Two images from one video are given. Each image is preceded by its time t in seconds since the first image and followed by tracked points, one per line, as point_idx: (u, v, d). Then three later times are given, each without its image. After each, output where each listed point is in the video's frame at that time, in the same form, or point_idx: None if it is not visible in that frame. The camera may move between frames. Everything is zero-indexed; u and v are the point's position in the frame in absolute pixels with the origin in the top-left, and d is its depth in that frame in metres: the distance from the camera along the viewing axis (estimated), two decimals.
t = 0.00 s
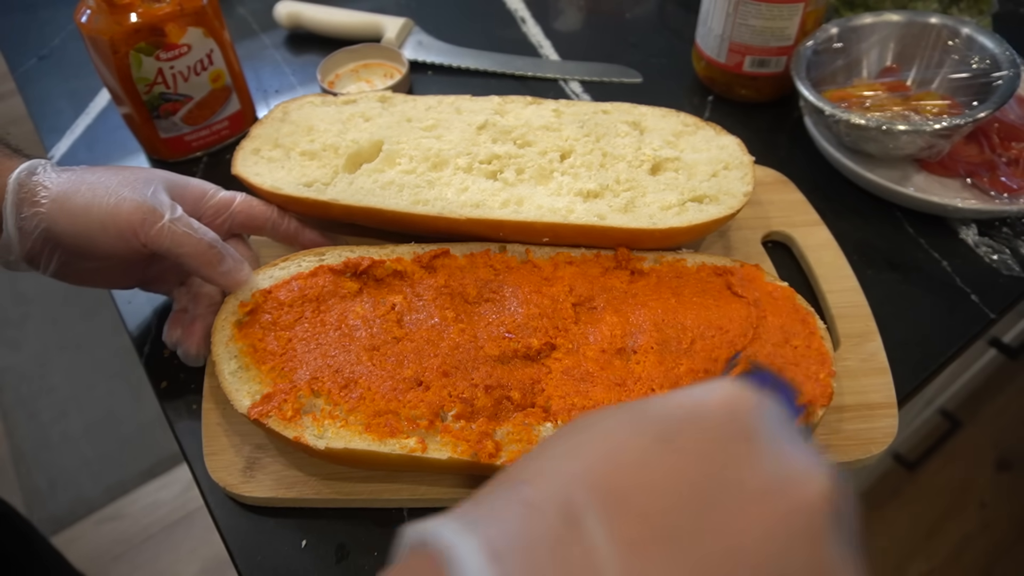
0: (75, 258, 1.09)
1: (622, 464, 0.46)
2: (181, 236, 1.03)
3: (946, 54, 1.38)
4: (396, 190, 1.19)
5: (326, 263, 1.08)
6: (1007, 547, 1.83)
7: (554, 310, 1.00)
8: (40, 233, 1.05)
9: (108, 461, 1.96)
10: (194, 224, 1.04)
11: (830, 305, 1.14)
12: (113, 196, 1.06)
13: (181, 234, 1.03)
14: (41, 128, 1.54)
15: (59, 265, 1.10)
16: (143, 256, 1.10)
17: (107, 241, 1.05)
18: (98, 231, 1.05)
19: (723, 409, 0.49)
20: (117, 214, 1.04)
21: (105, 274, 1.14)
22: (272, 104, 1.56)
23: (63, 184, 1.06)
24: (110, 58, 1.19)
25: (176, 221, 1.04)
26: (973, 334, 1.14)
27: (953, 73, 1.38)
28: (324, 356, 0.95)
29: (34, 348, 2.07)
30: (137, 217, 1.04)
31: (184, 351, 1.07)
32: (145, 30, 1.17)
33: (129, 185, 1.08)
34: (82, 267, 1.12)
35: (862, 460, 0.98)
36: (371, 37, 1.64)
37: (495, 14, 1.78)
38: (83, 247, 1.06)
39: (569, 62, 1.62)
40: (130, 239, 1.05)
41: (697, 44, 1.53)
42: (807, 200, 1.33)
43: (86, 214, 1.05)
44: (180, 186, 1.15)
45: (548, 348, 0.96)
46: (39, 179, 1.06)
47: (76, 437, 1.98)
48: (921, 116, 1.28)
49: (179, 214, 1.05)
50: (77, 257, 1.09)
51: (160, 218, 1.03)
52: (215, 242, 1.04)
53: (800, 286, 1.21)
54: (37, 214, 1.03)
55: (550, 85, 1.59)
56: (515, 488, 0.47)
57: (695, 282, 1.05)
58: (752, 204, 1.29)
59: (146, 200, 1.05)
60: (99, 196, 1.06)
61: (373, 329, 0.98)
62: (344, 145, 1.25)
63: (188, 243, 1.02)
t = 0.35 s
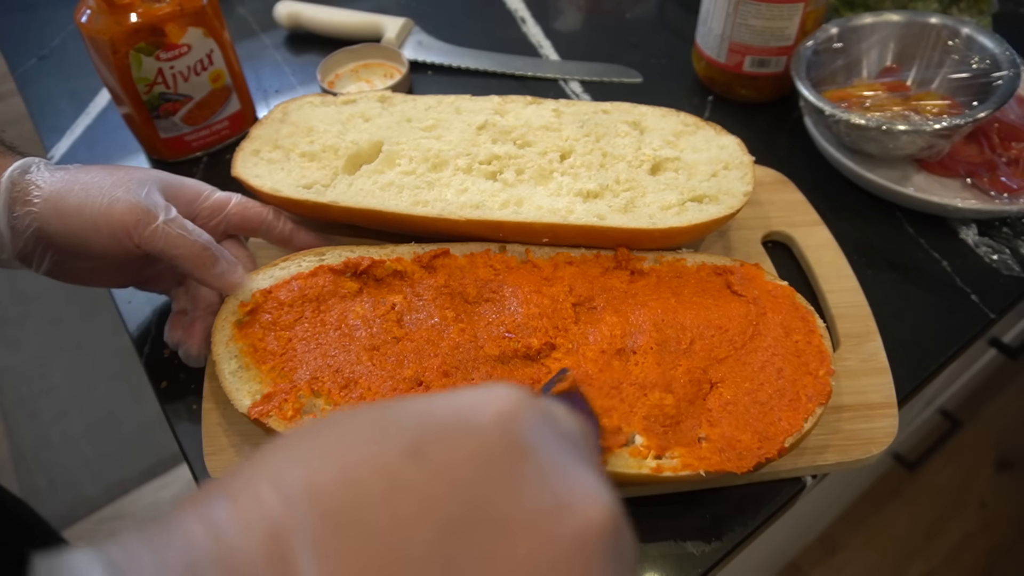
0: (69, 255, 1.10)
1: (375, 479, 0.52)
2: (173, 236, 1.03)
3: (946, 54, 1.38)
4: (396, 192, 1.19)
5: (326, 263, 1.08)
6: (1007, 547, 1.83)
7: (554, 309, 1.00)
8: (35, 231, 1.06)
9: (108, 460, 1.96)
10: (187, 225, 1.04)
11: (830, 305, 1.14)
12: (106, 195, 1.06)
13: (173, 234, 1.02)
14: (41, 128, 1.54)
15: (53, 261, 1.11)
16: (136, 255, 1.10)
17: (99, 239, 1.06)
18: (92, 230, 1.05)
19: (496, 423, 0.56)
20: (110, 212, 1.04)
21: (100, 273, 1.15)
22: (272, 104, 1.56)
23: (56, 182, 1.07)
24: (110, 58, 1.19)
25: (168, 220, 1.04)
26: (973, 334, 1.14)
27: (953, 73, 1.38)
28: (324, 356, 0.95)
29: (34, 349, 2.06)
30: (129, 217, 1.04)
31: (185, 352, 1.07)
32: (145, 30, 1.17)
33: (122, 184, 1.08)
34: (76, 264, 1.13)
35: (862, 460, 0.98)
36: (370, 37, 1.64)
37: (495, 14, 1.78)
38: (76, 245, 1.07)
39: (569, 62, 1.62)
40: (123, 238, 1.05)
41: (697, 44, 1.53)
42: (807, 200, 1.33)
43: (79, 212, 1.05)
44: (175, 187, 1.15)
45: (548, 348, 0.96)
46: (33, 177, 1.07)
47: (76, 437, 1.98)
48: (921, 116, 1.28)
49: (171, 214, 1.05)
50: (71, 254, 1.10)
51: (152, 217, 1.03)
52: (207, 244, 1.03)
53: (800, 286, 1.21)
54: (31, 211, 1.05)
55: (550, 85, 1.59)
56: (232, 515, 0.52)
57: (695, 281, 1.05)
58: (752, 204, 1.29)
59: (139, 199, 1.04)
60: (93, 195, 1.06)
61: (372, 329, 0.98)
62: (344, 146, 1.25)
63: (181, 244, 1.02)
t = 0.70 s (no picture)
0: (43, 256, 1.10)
1: None
2: (150, 247, 1.01)
3: (946, 54, 1.38)
4: (396, 192, 1.19)
5: (326, 263, 1.08)
6: (1007, 547, 1.83)
7: (553, 309, 0.99)
8: (14, 235, 1.05)
9: (107, 461, 1.96)
10: (163, 233, 1.03)
11: (830, 305, 1.14)
12: (84, 201, 1.04)
13: (149, 246, 1.01)
14: (41, 128, 1.54)
15: (26, 262, 1.11)
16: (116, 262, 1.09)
17: (73, 242, 1.05)
18: (71, 236, 1.05)
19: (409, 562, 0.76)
20: (88, 220, 1.03)
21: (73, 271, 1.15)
22: (272, 104, 1.56)
23: (32, 181, 1.06)
24: (110, 58, 1.18)
25: (147, 230, 1.02)
26: (973, 334, 1.14)
27: (953, 73, 1.38)
28: (324, 357, 0.95)
29: (33, 348, 2.07)
30: (107, 225, 1.02)
31: (177, 365, 1.07)
32: (145, 30, 1.17)
33: (101, 189, 1.06)
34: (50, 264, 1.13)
35: (862, 460, 0.98)
36: (370, 37, 1.64)
37: (495, 14, 1.78)
38: (50, 247, 1.06)
39: (569, 62, 1.62)
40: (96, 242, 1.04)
41: (696, 44, 1.53)
42: (807, 199, 1.33)
43: (55, 214, 1.04)
44: (152, 188, 1.14)
45: (547, 351, 0.95)
46: (11, 181, 1.06)
47: (76, 437, 1.98)
48: (921, 116, 1.28)
49: (148, 221, 1.04)
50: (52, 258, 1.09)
51: (128, 224, 1.03)
52: (185, 254, 1.02)
53: (800, 286, 1.21)
54: (6, 211, 1.04)
55: (550, 85, 1.59)
56: None
57: (695, 282, 1.05)
58: (752, 204, 1.29)
59: (118, 207, 1.03)
60: (72, 200, 1.05)
61: (372, 330, 0.98)
62: (344, 147, 1.25)
63: (158, 256, 1.01)
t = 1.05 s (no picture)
0: (52, 260, 1.08)
1: None
2: (169, 246, 1.02)
3: (947, 54, 1.38)
4: (395, 197, 1.19)
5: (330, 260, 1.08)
6: (1007, 547, 1.83)
7: (552, 318, 0.99)
8: (27, 239, 1.04)
9: (108, 461, 1.95)
10: (184, 233, 1.04)
11: (830, 306, 1.14)
12: (100, 204, 1.04)
13: (168, 245, 1.02)
14: (41, 128, 1.54)
15: (33, 268, 1.09)
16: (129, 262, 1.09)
17: (89, 245, 1.05)
18: (87, 239, 1.04)
19: None
20: (105, 223, 1.03)
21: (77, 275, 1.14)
22: (272, 104, 1.56)
23: (46, 185, 1.05)
24: (110, 58, 1.19)
25: (165, 230, 1.03)
26: (973, 335, 1.14)
27: (953, 73, 1.38)
28: (318, 352, 0.95)
29: (34, 349, 2.09)
30: (125, 227, 1.03)
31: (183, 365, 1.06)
32: (145, 30, 1.17)
33: (116, 191, 1.06)
34: (56, 267, 1.11)
35: (862, 460, 0.98)
36: (370, 37, 1.64)
37: (495, 14, 1.78)
38: (64, 251, 1.06)
39: (569, 62, 1.62)
40: (114, 243, 1.04)
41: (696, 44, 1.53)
42: (807, 200, 1.33)
43: (71, 218, 1.04)
44: (165, 191, 1.14)
45: (542, 357, 0.95)
46: (21, 183, 1.04)
47: (76, 437, 1.97)
48: (921, 116, 1.28)
49: (169, 223, 1.05)
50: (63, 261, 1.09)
51: (149, 226, 1.03)
52: (203, 253, 1.04)
53: (800, 288, 1.21)
54: (19, 216, 1.02)
55: (550, 85, 1.59)
56: None
57: (698, 299, 1.04)
58: (752, 204, 1.29)
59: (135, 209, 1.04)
60: (86, 203, 1.05)
61: (368, 328, 0.97)
62: (344, 148, 1.26)
63: (176, 255, 1.02)
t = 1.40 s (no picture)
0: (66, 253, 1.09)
1: None
2: (184, 237, 1.04)
3: (946, 54, 1.38)
4: (396, 197, 1.19)
5: (329, 261, 1.08)
6: (1007, 547, 1.84)
7: (552, 318, 0.99)
8: (43, 228, 1.04)
9: (108, 461, 1.95)
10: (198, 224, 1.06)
11: (830, 306, 1.14)
12: (116, 194, 1.05)
13: (182, 236, 1.03)
14: (41, 128, 1.54)
15: (47, 262, 1.09)
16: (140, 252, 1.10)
17: (105, 236, 1.06)
18: (101, 229, 1.05)
19: None
20: (120, 213, 1.04)
21: (87, 271, 1.14)
22: (272, 104, 1.56)
23: (64, 177, 1.06)
24: (110, 58, 1.19)
25: (179, 222, 1.05)
26: (973, 334, 1.14)
27: (953, 73, 1.38)
28: (318, 352, 0.95)
29: (34, 349, 2.08)
30: (140, 216, 1.04)
31: (176, 357, 1.06)
32: (145, 30, 1.17)
33: (133, 185, 1.08)
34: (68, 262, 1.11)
35: (862, 460, 0.98)
36: (370, 37, 1.64)
37: (495, 14, 1.78)
38: (81, 241, 1.06)
39: (569, 62, 1.62)
40: (131, 233, 1.05)
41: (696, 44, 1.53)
42: (807, 200, 1.33)
43: (90, 208, 1.04)
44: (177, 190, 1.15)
45: (542, 357, 0.95)
46: (42, 175, 1.05)
47: (76, 437, 1.98)
48: (921, 116, 1.28)
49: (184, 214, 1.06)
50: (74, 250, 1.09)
51: (165, 216, 1.04)
52: (215, 246, 1.05)
53: (801, 288, 1.21)
54: (38, 207, 1.03)
55: (550, 85, 1.59)
56: None
57: (698, 298, 1.04)
58: (752, 204, 1.29)
59: (152, 200, 1.05)
60: (104, 194, 1.06)
61: (368, 328, 0.97)
62: (344, 148, 1.26)
63: (190, 245, 1.04)
